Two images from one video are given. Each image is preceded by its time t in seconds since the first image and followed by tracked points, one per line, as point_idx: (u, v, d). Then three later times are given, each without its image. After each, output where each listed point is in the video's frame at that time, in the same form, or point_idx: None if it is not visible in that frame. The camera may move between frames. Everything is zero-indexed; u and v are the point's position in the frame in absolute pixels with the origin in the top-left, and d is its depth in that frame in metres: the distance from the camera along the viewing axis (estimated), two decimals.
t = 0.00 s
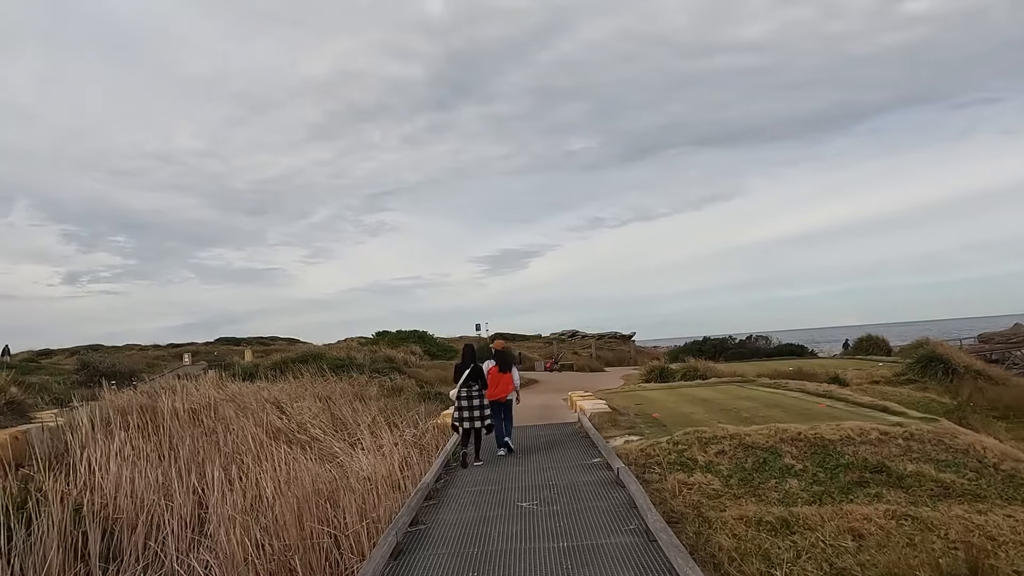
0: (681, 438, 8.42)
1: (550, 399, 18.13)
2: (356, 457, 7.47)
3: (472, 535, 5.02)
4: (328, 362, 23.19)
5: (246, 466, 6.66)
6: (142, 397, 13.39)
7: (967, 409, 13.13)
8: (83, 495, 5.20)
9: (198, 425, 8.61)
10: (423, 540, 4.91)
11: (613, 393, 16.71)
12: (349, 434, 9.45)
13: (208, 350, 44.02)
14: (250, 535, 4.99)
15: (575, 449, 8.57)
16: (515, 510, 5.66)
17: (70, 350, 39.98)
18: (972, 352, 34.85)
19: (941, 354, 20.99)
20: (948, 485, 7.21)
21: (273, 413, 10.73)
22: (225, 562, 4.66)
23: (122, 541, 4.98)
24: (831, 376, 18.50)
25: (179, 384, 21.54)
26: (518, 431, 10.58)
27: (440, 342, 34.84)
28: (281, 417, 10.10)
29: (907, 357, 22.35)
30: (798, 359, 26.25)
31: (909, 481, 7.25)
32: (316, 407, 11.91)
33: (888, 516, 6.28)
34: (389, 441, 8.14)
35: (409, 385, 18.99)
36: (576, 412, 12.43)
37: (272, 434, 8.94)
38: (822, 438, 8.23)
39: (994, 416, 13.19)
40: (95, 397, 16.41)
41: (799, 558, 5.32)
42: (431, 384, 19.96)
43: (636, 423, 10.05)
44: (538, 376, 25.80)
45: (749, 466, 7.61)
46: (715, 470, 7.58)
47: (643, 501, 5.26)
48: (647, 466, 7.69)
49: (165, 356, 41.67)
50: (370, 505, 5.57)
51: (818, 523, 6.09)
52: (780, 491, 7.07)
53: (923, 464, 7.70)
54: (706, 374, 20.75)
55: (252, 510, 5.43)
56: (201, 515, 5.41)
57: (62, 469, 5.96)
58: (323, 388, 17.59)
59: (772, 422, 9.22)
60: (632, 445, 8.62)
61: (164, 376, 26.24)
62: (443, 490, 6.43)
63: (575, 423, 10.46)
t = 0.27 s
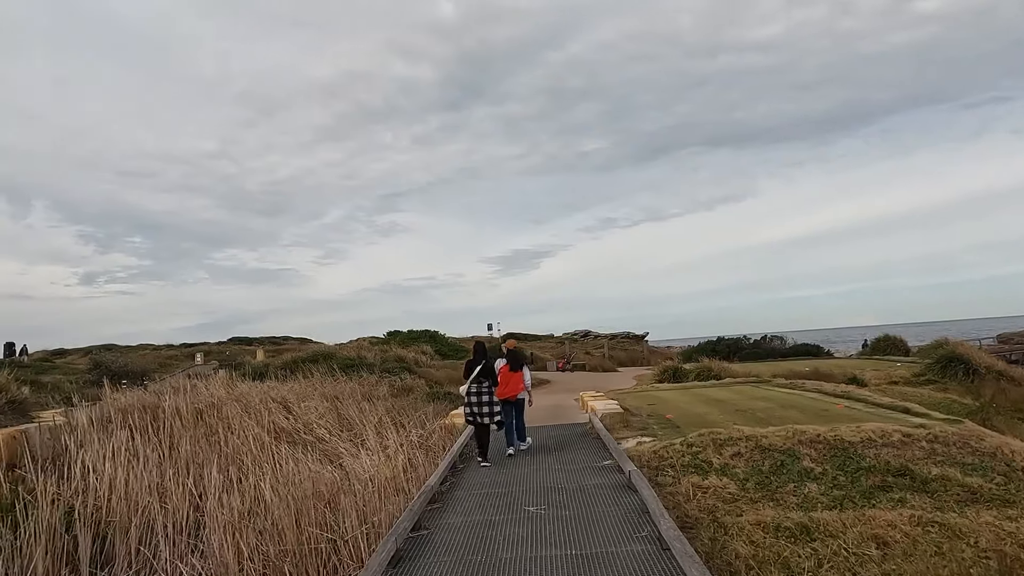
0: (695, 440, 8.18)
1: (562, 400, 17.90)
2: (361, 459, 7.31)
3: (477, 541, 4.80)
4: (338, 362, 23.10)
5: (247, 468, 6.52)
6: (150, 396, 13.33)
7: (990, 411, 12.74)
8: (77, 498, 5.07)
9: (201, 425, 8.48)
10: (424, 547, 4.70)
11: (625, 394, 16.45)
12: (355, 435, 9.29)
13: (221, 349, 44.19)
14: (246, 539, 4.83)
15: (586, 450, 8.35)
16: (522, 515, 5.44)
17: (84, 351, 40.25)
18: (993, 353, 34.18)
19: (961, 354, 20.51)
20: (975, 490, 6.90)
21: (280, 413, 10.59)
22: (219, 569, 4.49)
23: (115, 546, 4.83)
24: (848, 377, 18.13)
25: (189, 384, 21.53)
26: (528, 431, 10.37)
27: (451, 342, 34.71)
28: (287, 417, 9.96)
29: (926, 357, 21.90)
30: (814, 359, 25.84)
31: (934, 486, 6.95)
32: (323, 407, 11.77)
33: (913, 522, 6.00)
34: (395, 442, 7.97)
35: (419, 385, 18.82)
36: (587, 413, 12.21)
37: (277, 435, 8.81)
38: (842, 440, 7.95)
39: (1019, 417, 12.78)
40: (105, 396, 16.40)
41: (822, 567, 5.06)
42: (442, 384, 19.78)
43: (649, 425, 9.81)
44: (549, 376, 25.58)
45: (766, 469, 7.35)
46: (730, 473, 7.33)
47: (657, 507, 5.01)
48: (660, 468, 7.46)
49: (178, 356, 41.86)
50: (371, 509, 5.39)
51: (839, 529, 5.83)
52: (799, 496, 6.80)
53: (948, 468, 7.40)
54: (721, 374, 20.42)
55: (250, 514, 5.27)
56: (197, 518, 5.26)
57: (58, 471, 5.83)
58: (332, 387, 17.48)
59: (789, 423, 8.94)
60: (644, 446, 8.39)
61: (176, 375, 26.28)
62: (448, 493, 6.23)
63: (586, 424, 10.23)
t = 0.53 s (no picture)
0: (718, 446, 7.90)
1: (578, 403, 17.63)
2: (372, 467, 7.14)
3: (491, 556, 4.58)
4: (353, 363, 23.00)
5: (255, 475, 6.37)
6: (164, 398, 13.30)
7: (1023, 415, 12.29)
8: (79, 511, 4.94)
9: (212, 429, 8.36)
10: (436, 562, 4.49)
11: (644, 397, 16.15)
12: (368, 440, 9.13)
13: (238, 351, 44.38)
14: (251, 554, 4.66)
15: (604, 456, 8.10)
16: (538, 527, 5.21)
17: (104, 352, 40.61)
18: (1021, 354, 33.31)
19: (990, 356, 19.93)
20: (1015, 500, 6.56)
21: (293, 416, 10.45)
22: None
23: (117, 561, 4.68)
24: (873, 380, 17.66)
25: (205, 386, 21.55)
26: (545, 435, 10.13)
27: (466, 343, 34.53)
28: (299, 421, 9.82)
29: (953, 359, 21.31)
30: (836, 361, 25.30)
31: (970, 496, 6.62)
32: (337, 411, 11.64)
33: (951, 536, 5.68)
34: (408, 448, 7.79)
35: (434, 388, 18.65)
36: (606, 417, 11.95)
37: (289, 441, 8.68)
38: (871, 447, 7.62)
39: None
40: (122, 398, 16.42)
41: None
42: (457, 386, 19.58)
43: (669, 430, 9.54)
44: (565, 378, 25.29)
45: (792, 477, 7.06)
46: (755, 482, 7.06)
47: (680, 520, 4.75)
48: (681, 477, 7.20)
49: (196, 358, 42.10)
50: (380, 521, 5.20)
51: (872, 543, 5.54)
52: (827, 506, 6.51)
53: (985, 477, 7.05)
54: (741, 376, 20.02)
55: (256, 527, 5.11)
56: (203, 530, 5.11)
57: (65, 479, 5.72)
58: (347, 390, 17.36)
59: (816, 429, 8.62)
60: (664, 453, 8.13)
61: (193, 377, 26.37)
62: (462, 502, 6.02)
63: (605, 428, 9.98)
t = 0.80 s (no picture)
0: (747, 448, 7.58)
1: (597, 403, 17.33)
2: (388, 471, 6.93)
3: (513, 565, 4.32)
4: (369, 363, 22.85)
5: (269, 478, 6.19)
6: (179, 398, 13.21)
7: None
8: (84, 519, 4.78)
9: (225, 430, 8.20)
10: (455, 571, 4.24)
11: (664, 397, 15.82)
12: (384, 441, 8.92)
13: (254, 351, 44.52)
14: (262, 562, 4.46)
15: (628, 458, 7.82)
16: (562, 534, 4.94)
17: (123, 352, 40.93)
18: None
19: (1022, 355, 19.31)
20: None
21: (307, 417, 10.28)
22: None
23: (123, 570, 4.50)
24: (900, 380, 17.18)
25: (221, 385, 21.50)
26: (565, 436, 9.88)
27: (482, 343, 34.30)
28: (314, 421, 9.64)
29: (981, 359, 20.73)
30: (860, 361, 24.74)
31: (1020, 503, 6.23)
32: (352, 411, 11.49)
33: (1002, 546, 5.32)
34: (425, 449, 7.57)
35: (450, 387, 18.44)
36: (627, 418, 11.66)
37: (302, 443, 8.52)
38: (910, 449, 7.25)
39: None
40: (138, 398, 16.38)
41: None
42: (473, 386, 19.36)
43: (694, 431, 9.26)
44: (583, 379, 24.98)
45: (827, 482, 6.72)
46: (787, 486, 6.73)
47: (715, 528, 4.45)
48: (709, 481, 6.90)
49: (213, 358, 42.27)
50: (396, 527, 4.98)
51: (918, 553, 5.20)
52: (866, 513, 6.17)
53: None
54: (763, 376, 19.59)
55: (267, 534, 4.91)
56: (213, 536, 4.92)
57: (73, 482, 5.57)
58: (363, 390, 17.21)
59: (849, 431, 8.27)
60: (691, 455, 7.85)
61: (210, 377, 26.38)
62: (481, 507, 5.77)
63: (627, 429, 9.71)
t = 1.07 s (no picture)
0: (769, 455, 7.30)
1: (608, 406, 17.08)
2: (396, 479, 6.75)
3: None
4: (377, 364, 22.68)
5: (273, 485, 6.01)
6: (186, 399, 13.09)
7: None
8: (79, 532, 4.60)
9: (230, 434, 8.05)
10: None
11: (677, 400, 15.56)
12: (393, 445, 8.74)
13: (263, 351, 44.50)
14: None
15: (644, 464, 7.58)
16: (579, 548, 4.69)
17: (132, 352, 40.99)
18: None
19: None
20: None
21: (314, 420, 10.11)
22: None
23: None
24: (917, 382, 16.83)
25: (229, 386, 21.38)
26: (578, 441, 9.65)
27: (491, 343, 34.10)
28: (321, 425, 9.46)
29: (1000, 360, 20.31)
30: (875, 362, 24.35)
31: None
32: (360, 413, 11.33)
33: None
34: (434, 455, 7.36)
35: (459, 389, 18.26)
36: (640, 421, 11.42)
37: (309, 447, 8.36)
38: (940, 457, 6.95)
39: None
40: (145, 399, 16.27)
41: None
42: (482, 387, 19.15)
43: (711, 436, 9.01)
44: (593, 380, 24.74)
45: (853, 492, 6.43)
46: (812, 495, 6.46)
47: (744, 545, 4.19)
48: (730, 489, 6.65)
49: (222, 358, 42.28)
50: (404, 540, 4.78)
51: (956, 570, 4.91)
52: (896, 525, 5.88)
53: None
54: (777, 378, 19.28)
55: (270, 547, 4.73)
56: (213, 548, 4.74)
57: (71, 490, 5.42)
58: (371, 391, 17.04)
59: (873, 437, 7.98)
60: (709, 462, 7.60)
61: (218, 377, 26.32)
62: (493, 518, 5.55)
63: (641, 433, 9.48)
